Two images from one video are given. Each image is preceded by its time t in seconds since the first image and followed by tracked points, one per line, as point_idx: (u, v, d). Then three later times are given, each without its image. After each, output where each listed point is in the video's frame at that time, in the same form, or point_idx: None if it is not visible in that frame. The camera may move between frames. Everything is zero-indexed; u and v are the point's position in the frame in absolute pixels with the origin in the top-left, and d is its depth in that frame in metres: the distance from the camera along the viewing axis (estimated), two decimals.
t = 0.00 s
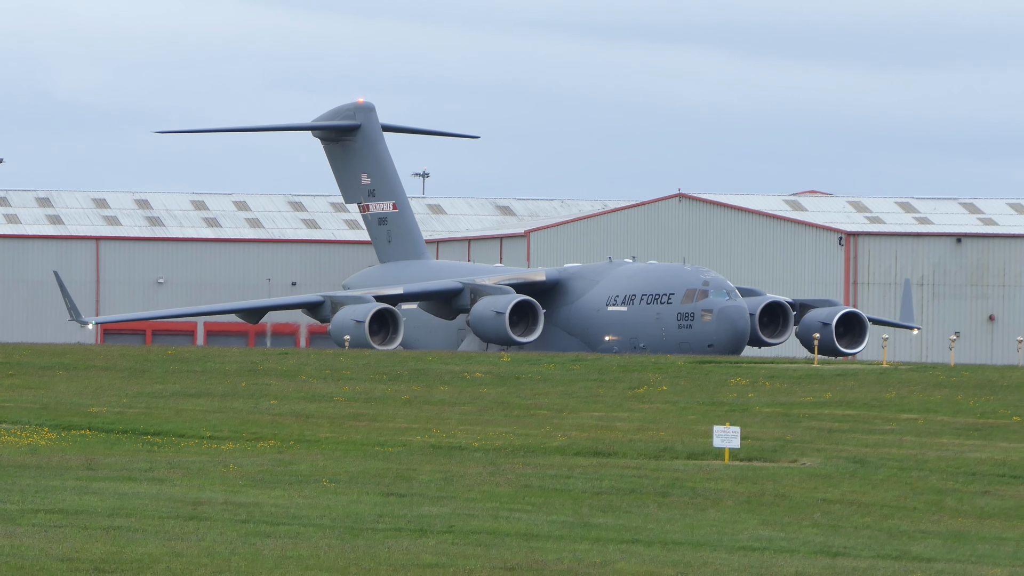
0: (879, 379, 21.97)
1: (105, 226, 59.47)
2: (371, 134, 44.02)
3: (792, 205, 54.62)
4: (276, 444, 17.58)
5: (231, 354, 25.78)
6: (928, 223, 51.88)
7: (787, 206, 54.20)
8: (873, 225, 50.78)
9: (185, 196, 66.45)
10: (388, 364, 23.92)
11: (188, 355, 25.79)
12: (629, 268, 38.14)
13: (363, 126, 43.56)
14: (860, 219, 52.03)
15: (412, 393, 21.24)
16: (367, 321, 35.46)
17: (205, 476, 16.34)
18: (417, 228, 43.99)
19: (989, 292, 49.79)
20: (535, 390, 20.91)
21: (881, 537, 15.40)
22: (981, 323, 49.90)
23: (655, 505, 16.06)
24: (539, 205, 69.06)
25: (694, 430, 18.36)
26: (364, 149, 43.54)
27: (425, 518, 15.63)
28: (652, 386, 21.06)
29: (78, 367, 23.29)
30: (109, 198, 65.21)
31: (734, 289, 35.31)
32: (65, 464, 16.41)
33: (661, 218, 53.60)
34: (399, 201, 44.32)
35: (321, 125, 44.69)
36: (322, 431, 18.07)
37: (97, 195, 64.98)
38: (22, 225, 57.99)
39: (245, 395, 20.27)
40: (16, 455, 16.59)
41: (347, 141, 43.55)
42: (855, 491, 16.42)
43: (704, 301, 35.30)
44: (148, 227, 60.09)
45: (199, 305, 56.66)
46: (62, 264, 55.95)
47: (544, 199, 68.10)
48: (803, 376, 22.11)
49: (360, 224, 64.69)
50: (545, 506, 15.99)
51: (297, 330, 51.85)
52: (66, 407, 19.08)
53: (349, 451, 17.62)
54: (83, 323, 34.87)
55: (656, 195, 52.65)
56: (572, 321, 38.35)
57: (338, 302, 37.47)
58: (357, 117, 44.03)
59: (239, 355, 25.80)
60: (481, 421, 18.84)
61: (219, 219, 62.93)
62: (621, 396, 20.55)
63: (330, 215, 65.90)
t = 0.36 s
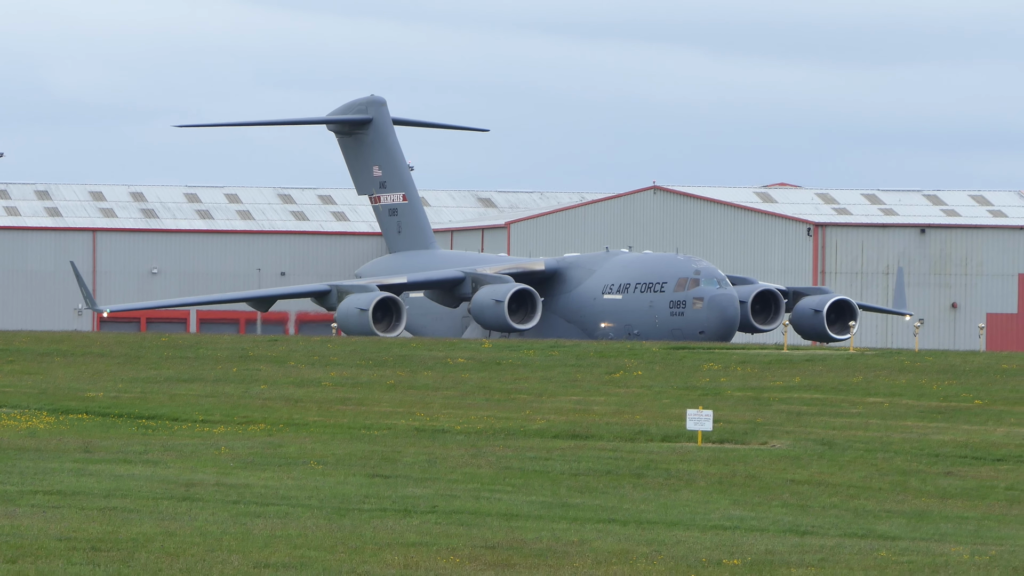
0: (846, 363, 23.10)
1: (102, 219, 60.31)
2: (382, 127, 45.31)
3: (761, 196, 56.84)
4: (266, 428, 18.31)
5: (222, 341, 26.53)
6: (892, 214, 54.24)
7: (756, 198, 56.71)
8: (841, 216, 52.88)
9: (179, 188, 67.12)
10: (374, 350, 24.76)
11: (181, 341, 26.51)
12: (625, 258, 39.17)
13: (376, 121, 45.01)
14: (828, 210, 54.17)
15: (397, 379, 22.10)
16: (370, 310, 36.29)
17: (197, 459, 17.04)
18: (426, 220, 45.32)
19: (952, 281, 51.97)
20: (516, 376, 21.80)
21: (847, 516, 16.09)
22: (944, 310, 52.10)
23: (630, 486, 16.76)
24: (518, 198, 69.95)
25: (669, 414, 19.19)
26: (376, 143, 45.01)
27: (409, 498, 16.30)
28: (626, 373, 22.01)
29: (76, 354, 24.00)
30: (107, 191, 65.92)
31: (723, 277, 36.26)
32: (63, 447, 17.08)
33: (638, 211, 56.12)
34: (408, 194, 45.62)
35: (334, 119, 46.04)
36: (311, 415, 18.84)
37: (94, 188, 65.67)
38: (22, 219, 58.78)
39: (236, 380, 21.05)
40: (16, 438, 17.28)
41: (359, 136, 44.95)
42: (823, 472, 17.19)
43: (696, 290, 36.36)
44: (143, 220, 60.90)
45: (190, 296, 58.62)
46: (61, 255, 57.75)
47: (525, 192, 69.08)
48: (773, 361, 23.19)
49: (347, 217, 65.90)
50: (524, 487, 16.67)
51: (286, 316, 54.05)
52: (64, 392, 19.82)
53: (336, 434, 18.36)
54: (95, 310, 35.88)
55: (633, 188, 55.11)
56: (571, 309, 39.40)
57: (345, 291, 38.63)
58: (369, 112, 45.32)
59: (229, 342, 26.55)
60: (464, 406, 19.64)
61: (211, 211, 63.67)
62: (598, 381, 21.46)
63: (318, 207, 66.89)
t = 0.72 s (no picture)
0: (820, 355, 24.00)
1: (103, 215, 61.12)
2: (396, 126, 46.84)
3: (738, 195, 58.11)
4: (262, 416, 19.00)
5: (218, 333, 27.25)
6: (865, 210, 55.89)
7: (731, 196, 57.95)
8: (815, 213, 54.73)
9: (177, 185, 67.80)
10: (366, 342, 25.52)
11: (179, 333, 27.22)
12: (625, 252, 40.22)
13: (391, 119, 46.55)
14: (803, 207, 55.90)
15: (387, 370, 22.88)
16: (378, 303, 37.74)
17: (196, 446, 17.71)
18: (439, 214, 46.78)
19: (922, 275, 54.02)
20: (502, 368, 22.60)
21: (822, 502, 16.76)
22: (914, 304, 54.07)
23: (613, 473, 17.44)
24: (505, 195, 70.68)
25: (649, 404, 19.95)
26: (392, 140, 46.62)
27: (400, 484, 16.95)
28: (609, 364, 22.86)
29: (79, 345, 24.72)
30: (108, 188, 66.66)
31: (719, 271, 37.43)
32: (66, 436, 17.76)
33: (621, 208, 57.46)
34: (422, 189, 47.12)
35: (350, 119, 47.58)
36: (305, 405, 19.55)
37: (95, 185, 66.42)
38: (27, 215, 59.63)
39: (233, 370, 21.78)
40: (22, 426, 17.98)
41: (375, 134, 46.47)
42: (799, 459, 17.90)
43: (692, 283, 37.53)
44: (143, 217, 61.70)
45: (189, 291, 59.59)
46: (64, 251, 58.78)
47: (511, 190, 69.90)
48: (749, 353, 24.06)
49: (340, 212, 66.76)
50: (510, 473, 17.34)
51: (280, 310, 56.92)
52: (67, 382, 20.53)
53: (329, 423, 19.06)
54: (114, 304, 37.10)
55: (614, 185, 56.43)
56: (573, 302, 40.63)
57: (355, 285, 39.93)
58: (383, 110, 46.88)
59: (226, 334, 27.28)
60: (452, 396, 20.36)
61: (209, 208, 64.36)
62: (581, 372, 22.27)
63: (312, 204, 67.67)
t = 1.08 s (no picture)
0: (804, 350, 24.37)
1: (101, 212, 61.44)
2: (411, 124, 47.47)
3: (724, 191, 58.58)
4: (256, 409, 19.33)
5: (213, 327, 27.58)
6: (848, 208, 55.98)
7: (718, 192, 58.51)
8: (800, 211, 54.84)
9: (174, 182, 68.11)
10: (359, 337, 25.87)
11: (175, 327, 27.54)
12: (629, 247, 41.11)
13: (406, 117, 47.19)
14: (787, 205, 56.03)
15: (378, 364, 23.27)
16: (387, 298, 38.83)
17: (191, 439, 18.04)
18: (452, 211, 47.52)
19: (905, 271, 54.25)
20: (492, 361, 23.03)
21: (806, 494, 17.05)
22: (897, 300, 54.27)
23: (601, 465, 17.76)
24: (495, 193, 71.05)
25: (636, 398, 20.31)
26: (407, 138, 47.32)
27: (392, 476, 17.27)
28: (597, 358, 23.30)
29: (77, 339, 25.05)
30: (106, 185, 66.98)
31: (721, 267, 38.34)
32: (64, 429, 18.08)
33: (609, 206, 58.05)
34: (436, 186, 47.82)
35: (366, 116, 48.25)
36: (297, 398, 19.90)
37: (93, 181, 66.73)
38: (26, 212, 60.02)
39: (228, 364, 22.16)
40: (20, 420, 18.30)
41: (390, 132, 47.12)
42: (783, 452, 18.22)
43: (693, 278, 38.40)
44: (140, 213, 62.00)
45: (184, 289, 60.27)
46: (62, 247, 59.18)
47: (502, 187, 70.32)
48: (735, 347, 24.43)
49: (334, 209, 67.10)
50: (500, 465, 17.67)
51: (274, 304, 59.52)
52: (65, 375, 20.87)
53: (321, 415, 19.39)
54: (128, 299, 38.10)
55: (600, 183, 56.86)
56: (579, 297, 41.58)
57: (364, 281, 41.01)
58: (398, 108, 47.50)
59: (221, 328, 27.59)
60: (442, 389, 20.73)
61: (205, 205, 64.67)
62: (569, 367, 22.73)
63: (306, 200, 67.97)
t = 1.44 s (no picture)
0: (797, 349, 24.39)
1: (91, 210, 61.52)
2: (425, 121, 47.76)
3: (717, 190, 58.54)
4: (247, 408, 19.35)
5: (205, 325, 27.59)
6: (840, 207, 56.26)
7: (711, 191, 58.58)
8: (792, 211, 55.21)
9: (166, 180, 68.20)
10: (351, 336, 25.91)
11: (166, 325, 27.55)
12: (636, 246, 41.75)
13: (420, 115, 47.56)
14: (779, 204, 56.34)
15: (370, 363, 23.33)
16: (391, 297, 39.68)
17: (183, 437, 18.04)
18: (464, 209, 47.73)
19: (897, 271, 54.41)
20: (484, 360, 23.12)
21: (798, 494, 17.05)
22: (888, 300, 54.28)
23: (592, 465, 17.76)
24: (488, 191, 71.16)
25: (629, 397, 20.35)
26: (422, 136, 47.68)
27: (384, 475, 17.27)
28: (589, 356, 23.39)
29: (68, 337, 25.05)
30: (97, 183, 67.04)
31: (727, 266, 38.99)
32: (55, 427, 18.08)
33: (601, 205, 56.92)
34: (449, 184, 48.05)
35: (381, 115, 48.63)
36: (289, 397, 19.92)
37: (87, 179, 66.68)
38: (18, 210, 60.18)
39: (220, 362, 22.20)
40: (11, 418, 18.30)
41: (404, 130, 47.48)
42: (775, 452, 18.22)
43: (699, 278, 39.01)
44: (131, 211, 62.05)
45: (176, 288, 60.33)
46: (54, 245, 59.36)
47: (493, 186, 70.37)
48: (727, 346, 24.51)
49: (325, 208, 67.11)
50: (492, 465, 17.67)
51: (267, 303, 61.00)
52: (57, 373, 20.89)
53: (314, 414, 19.42)
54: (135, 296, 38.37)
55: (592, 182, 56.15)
56: (586, 296, 42.15)
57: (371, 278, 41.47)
58: (413, 106, 47.85)
59: (213, 326, 27.60)
60: (435, 388, 20.77)
61: (196, 203, 64.73)
62: (562, 365, 22.83)
63: (298, 199, 67.99)
